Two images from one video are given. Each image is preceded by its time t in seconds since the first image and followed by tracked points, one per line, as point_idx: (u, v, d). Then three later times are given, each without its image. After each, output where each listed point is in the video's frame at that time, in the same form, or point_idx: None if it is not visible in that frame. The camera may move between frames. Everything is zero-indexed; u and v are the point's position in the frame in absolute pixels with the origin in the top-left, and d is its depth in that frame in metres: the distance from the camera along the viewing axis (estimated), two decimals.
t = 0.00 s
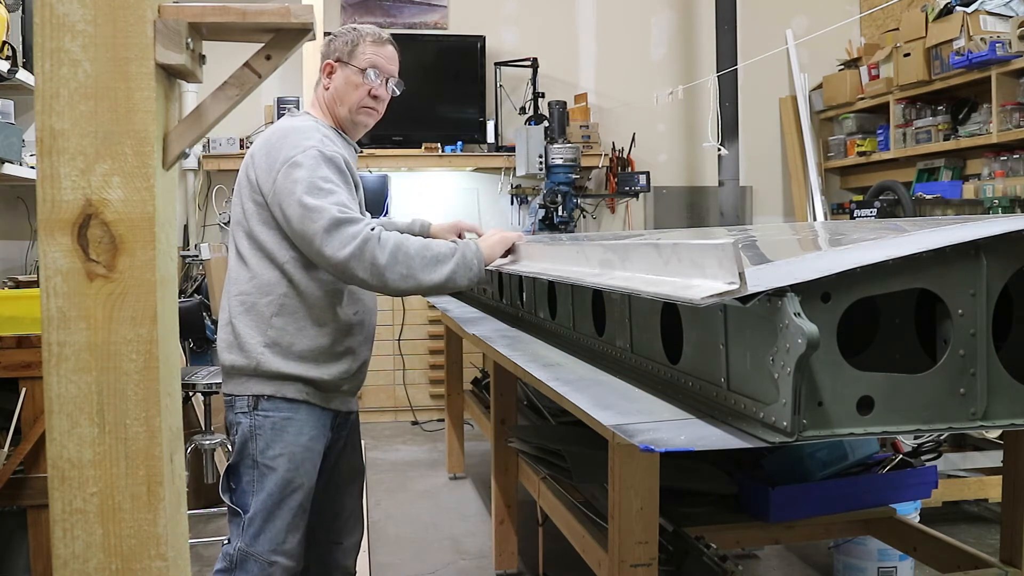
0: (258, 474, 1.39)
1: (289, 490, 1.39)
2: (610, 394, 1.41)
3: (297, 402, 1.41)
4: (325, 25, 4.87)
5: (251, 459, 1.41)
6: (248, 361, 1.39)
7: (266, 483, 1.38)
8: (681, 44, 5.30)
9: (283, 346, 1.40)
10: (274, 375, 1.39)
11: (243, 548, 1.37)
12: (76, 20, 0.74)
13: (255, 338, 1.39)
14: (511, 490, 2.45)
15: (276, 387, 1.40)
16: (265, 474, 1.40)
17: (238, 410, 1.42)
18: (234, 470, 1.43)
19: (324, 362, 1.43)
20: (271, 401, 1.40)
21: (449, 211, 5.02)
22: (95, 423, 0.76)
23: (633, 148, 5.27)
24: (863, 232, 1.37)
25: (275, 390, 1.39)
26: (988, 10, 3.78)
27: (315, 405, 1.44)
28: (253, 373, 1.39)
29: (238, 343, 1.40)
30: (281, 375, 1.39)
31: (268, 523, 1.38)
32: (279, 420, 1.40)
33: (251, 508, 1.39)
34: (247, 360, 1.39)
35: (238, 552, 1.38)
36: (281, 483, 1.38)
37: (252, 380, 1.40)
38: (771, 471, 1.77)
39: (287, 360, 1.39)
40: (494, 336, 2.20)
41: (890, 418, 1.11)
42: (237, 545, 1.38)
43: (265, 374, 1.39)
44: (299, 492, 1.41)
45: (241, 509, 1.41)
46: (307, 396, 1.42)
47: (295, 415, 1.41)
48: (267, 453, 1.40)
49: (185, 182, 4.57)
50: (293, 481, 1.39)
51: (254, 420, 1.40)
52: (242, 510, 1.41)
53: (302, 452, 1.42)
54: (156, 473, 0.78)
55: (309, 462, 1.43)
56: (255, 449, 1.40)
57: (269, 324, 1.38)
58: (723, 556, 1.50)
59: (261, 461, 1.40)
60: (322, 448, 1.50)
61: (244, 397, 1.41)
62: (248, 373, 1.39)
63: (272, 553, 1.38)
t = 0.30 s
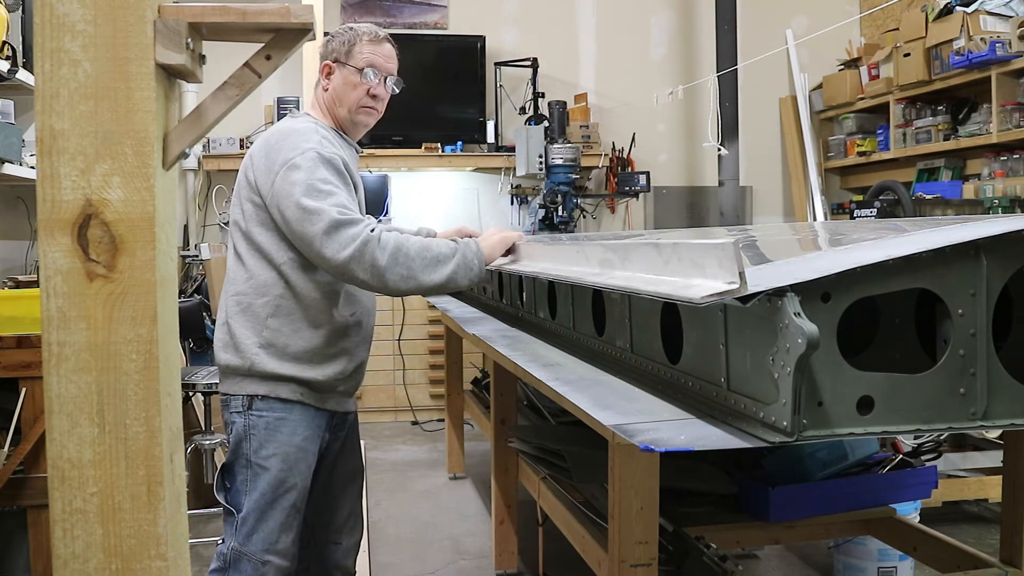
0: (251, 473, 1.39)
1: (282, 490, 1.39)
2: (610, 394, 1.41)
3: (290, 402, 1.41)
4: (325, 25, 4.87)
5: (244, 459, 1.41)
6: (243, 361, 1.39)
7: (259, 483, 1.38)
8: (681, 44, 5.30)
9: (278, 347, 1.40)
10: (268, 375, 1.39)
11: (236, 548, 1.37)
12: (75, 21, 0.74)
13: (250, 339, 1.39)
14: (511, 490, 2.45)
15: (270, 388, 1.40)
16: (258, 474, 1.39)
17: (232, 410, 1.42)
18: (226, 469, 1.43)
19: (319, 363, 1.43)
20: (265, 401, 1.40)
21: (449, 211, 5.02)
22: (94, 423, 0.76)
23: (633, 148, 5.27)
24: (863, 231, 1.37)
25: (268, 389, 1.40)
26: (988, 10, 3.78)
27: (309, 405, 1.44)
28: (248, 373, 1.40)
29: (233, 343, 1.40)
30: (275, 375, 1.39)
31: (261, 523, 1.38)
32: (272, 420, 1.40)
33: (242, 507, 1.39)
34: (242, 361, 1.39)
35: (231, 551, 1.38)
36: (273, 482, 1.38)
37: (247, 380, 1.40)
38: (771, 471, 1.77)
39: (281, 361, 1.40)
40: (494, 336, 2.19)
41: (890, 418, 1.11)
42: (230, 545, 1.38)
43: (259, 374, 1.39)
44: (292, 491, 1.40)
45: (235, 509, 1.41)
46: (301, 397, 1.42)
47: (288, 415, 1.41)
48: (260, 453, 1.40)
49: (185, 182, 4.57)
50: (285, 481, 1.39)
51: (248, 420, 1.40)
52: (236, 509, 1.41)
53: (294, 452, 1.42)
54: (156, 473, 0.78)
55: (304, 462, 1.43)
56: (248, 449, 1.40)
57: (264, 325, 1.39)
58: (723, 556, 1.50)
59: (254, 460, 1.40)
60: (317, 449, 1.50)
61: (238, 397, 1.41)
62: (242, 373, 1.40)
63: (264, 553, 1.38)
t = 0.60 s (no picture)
0: (248, 473, 1.39)
1: (279, 490, 1.40)
2: (610, 394, 1.41)
3: (287, 403, 1.41)
4: (325, 25, 4.87)
5: (241, 459, 1.41)
6: (240, 362, 1.39)
7: (257, 483, 1.39)
8: (681, 44, 5.30)
9: (273, 347, 1.39)
10: (265, 376, 1.39)
11: (234, 548, 1.38)
12: (75, 20, 0.74)
13: (247, 340, 1.39)
14: (511, 490, 2.45)
15: (267, 388, 1.40)
16: (254, 475, 1.40)
17: (229, 410, 1.42)
18: (224, 469, 1.43)
19: (316, 365, 1.43)
20: (263, 401, 1.40)
21: (449, 211, 5.02)
22: (95, 423, 0.76)
23: (633, 148, 5.27)
24: (863, 231, 1.37)
25: (266, 389, 1.40)
26: (988, 10, 3.78)
27: (307, 405, 1.44)
28: (245, 374, 1.40)
29: (231, 344, 1.40)
30: (272, 376, 1.39)
31: (259, 523, 1.38)
32: (268, 420, 1.40)
33: (240, 507, 1.39)
34: (239, 362, 1.39)
35: (229, 552, 1.38)
36: (271, 483, 1.38)
37: (243, 381, 1.40)
38: (771, 471, 1.77)
39: (279, 363, 1.39)
40: (494, 336, 2.19)
41: (890, 418, 1.11)
42: (228, 546, 1.38)
43: (256, 375, 1.39)
44: (289, 492, 1.41)
45: (233, 509, 1.41)
46: (299, 399, 1.42)
47: (285, 415, 1.41)
48: (257, 453, 1.40)
49: (185, 182, 4.57)
50: (282, 481, 1.40)
51: (245, 420, 1.40)
52: (234, 510, 1.41)
53: (291, 453, 1.42)
54: (156, 473, 0.78)
55: (301, 462, 1.44)
56: (245, 449, 1.40)
57: (262, 326, 1.38)
58: (724, 556, 1.50)
59: (251, 460, 1.40)
60: (315, 450, 1.50)
61: (236, 397, 1.41)
62: (239, 374, 1.40)
63: (261, 554, 1.38)
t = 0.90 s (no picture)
0: (244, 474, 1.40)
1: (276, 491, 1.40)
2: (610, 394, 1.41)
3: (283, 403, 1.41)
4: (325, 25, 4.88)
5: (238, 459, 1.41)
6: (238, 362, 1.39)
7: (252, 483, 1.39)
8: (681, 44, 5.30)
9: (270, 348, 1.39)
10: (262, 377, 1.39)
11: (231, 549, 1.39)
12: (75, 21, 0.74)
13: (244, 340, 1.39)
14: (511, 490, 2.45)
15: (264, 389, 1.39)
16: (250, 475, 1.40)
17: (227, 410, 1.42)
18: (221, 469, 1.44)
19: (313, 365, 1.43)
20: (260, 402, 1.40)
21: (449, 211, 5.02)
22: (95, 423, 0.76)
23: (633, 148, 5.27)
24: (863, 231, 1.37)
25: (264, 390, 1.40)
26: (988, 10, 3.77)
27: (304, 405, 1.44)
28: (242, 374, 1.40)
29: (228, 344, 1.40)
30: (269, 377, 1.39)
31: (255, 523, 1.39)
32: (264, 422, 1.40)
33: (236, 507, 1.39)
34: (236, 363, 1.39)
35: (226, 552, 1.39)
36: (266, 483, 1.39)
37: (240, 381, 1.40)
38: (771, 471, 1.77)
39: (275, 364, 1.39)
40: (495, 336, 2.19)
41: (890, 418, 1.11)
42: (225, 546, 1.39)
43: (253, 375, 1.39)
44: (285, 492, 1.41)
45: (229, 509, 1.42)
46: (295, 399, 1.42)
47: (281, 416, 1.41)
48: (253, 453, 1.40)
49: (185, 182, 4.57)
50: (278, 482, 1.40)
51: (242, 420, 1.41)
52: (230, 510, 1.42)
53: (288, 453, 1.42)
54: (156, 473, 0.78)
55: (297, 463, 1.44)
56: (242, 449, 1.41)
57: (258, 327, 1.38)
58: (723, 556, 1.50)
59: (248, 461, 1.40)
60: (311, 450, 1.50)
61: (233, 398, 1.41)
62: (237, 374, 1.40)
63: (257, 554, 1.38)
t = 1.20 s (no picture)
0: (245, 485, 1.40)
1: (280, 496, 1.42)
2: (610, 394, 1.41)
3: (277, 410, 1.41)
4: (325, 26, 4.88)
5: (236, 470, 1.41)
6: (226, 371, 1.39)
7: (255, 493, 1.39)
8: (681, 44, 5.30)
9: (256, 355, 1.39)
10: (253, 385, 1.39)
11: (244, 557, 1.39)
12: (75, 21, 0.74)
13: (230, 350, 1.39)
14: (512, 490, 2.45)
15: (256, 397, 1.40)
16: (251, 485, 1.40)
17: (220, 421, 1.42)
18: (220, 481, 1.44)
19: (303, 369, 1.42)
20: (253, 412, 1.40)
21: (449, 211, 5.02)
22: (95, 423, 0.76)
23: (633, 148, 5.27)
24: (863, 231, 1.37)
25: (256, 399, 1.40)
26: (988, 10, 3.77)
27: (297, 410, 1.44)
28: (233, 384, 1.40)
29: (217, 354, 1.40)
30: (260, 384, 1.39)
31: (265, 530, 1.40)
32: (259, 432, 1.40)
33: (240, 518, 1.40)
34: (224, 372, 1.40)
35: (240, 560, 1.40)
36: (271, 490, 1.40)
37: (230, 391, 1.40)
38: (771, 471, 1.77)
39: (263, 372, 1.39)
40: (494, 336, 2.19)
41: (890, 418, 1.11)
42: (237, 555, 1.40)
43: (242, 384, 1.39)
44: (289, 496, 1.43)
45: (231, 519, 1.42)
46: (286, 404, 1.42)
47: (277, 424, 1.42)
48: (253, 464, 1.40)
49: (185, 182, 4.57)
50: (281, 487, 1.41)
51: (237, 432, 1.41)
52: (233, 520, 1.42)
53: (287, 458, 1.43)
54: (156, 473, 0.78)
55: (295, 466, 1.45)
56: (241, 459, 1.41)
57: (242, 336, 1.38)
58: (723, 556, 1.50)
59: (247, 471, 1.40)
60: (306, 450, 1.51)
61: (225, 408, 1.41)
62: (226, 384, 1.40)
63: (273, 556, 1.41)
